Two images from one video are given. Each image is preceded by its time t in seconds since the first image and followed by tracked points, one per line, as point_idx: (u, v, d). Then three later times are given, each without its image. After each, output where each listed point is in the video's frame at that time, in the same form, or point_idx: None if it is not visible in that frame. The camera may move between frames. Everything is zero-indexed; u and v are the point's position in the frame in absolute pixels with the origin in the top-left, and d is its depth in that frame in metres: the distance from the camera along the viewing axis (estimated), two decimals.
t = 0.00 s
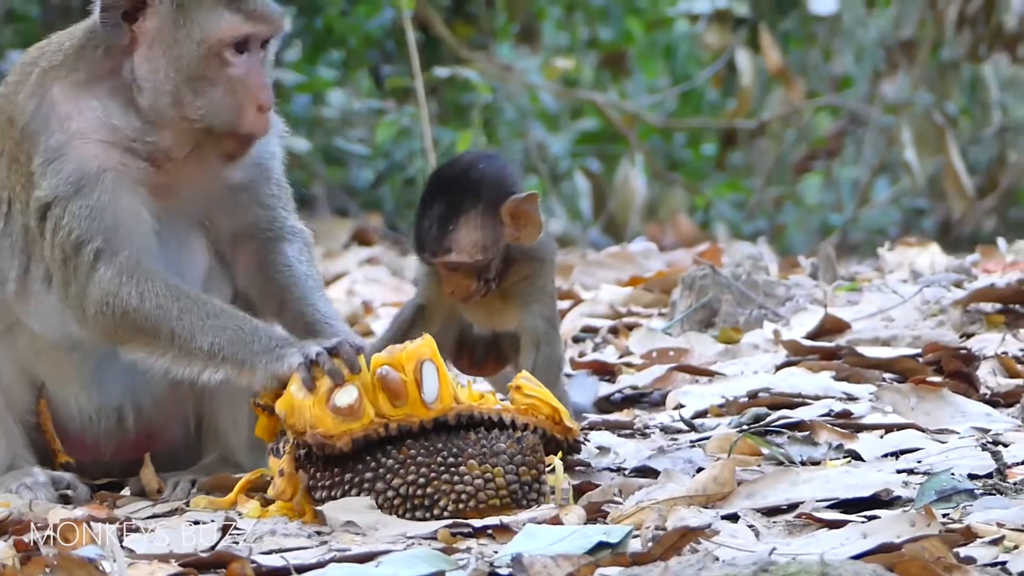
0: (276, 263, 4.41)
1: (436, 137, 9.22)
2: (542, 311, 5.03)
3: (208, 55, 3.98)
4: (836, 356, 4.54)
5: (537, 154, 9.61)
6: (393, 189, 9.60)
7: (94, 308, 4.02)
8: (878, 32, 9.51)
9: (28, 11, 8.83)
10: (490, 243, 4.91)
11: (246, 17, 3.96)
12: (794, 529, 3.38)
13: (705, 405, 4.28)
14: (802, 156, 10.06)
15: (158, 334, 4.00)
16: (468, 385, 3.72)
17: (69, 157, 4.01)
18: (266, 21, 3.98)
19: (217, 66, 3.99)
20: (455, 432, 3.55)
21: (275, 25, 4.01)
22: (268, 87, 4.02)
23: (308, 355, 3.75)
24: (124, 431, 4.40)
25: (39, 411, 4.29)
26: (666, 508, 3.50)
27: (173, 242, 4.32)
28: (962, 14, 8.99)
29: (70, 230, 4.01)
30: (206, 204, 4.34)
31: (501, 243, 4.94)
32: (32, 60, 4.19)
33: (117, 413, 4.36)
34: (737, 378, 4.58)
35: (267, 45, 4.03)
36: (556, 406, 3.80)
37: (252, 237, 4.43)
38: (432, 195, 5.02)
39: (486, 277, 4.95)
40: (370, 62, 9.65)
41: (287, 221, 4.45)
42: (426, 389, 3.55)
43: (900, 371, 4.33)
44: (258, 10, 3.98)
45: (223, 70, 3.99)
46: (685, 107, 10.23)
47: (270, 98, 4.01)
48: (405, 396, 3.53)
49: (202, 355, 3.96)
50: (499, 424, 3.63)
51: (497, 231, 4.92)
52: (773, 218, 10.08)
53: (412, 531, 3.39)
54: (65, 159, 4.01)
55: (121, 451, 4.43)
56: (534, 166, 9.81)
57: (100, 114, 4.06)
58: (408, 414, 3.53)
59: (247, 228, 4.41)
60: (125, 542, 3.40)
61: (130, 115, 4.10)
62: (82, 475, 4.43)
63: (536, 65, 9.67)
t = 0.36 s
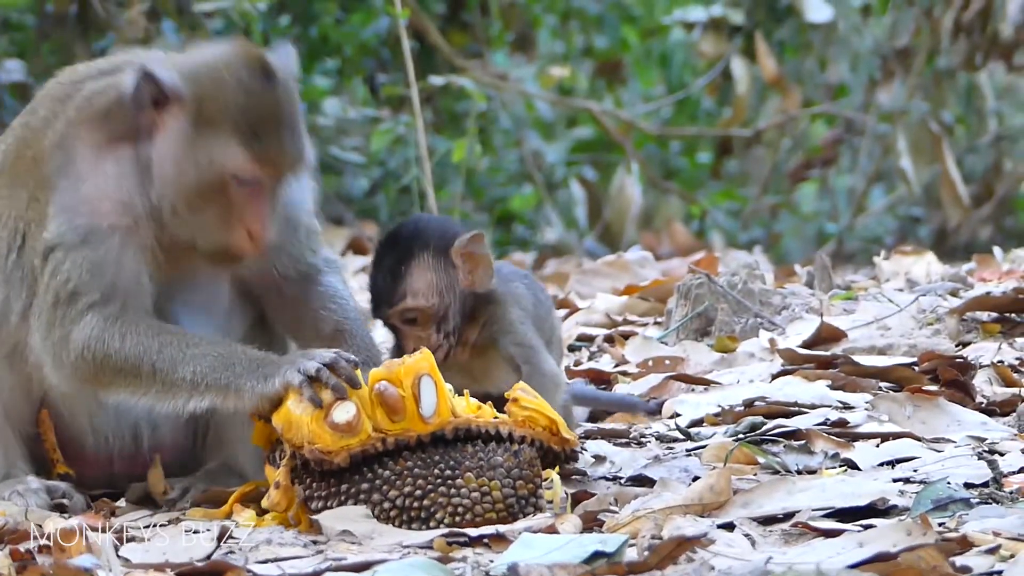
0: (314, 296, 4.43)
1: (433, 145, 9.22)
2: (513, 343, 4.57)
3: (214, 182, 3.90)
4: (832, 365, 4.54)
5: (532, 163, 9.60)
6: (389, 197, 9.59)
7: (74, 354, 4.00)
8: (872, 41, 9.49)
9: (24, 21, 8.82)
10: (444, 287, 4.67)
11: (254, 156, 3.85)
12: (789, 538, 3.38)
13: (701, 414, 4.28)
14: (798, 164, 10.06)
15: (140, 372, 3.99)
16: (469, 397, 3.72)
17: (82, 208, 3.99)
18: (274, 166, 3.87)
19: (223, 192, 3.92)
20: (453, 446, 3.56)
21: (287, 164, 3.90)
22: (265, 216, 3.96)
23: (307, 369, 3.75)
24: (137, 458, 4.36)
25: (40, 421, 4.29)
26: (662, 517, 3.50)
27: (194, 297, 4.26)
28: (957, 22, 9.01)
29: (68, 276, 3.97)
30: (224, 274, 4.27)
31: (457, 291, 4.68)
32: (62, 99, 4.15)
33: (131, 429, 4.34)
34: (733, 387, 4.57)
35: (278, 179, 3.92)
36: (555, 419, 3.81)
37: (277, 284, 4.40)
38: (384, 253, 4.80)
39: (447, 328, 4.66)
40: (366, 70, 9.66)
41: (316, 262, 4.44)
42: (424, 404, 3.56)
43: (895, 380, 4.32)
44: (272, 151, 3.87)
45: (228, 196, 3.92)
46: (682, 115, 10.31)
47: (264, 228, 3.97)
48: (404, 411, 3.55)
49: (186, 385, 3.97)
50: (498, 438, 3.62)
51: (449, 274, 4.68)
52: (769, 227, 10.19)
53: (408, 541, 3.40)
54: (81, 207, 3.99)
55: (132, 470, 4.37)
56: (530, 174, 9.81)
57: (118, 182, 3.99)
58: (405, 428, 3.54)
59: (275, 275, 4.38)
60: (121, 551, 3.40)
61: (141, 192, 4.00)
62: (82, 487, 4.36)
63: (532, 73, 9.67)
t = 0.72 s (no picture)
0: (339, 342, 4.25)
1: (432, 148, 9.22)
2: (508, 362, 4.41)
3: (302, 338, 3.81)
4: (833, 370, 4.53)
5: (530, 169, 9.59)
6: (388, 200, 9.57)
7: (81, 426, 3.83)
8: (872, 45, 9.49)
9: (25, 25, 8.85)
10: (465, 309, 4.37)
11: (343, 306, 3.75)
12: (792, 543, 3.37)
13: (702, 419, 4.27)
14: (798, 169, 10.05)
15: (147, 427, 3.83)
16: (470, 405, 3.73)
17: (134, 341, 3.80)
18: (362, 305, 3.78)
19: (308, 344, 3.84)
20: (455, 455, 3.57)
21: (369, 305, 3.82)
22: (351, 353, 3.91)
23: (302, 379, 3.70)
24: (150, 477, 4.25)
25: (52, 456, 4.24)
26: (664, 522, 3.50)
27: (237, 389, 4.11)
28: (958, 26, 9.10)
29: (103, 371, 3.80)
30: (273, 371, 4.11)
31: (476, 312, 4.42)
32: (102, 201, 3.93)
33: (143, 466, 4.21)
34: (734, 391, 4.57)
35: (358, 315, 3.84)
36: (553, 425, 3.82)
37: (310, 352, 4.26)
38: (402, 267, 4.48)
39: (461, 350, 4.39)
40: (365, 74, 9.67)
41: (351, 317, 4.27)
42: (427, 413, 3.57)
43: (897, 385, 4.31)
44: (357, 295, 3.77)
45: (313, 345, 3.85)
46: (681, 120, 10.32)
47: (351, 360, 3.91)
48: (407, 419, 3.55)
49: (191, 423, 3.80)
50: (500, 445, 3.65)
51: (470, 296, 4.39)
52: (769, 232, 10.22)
53: (408, 546, 3.40)
54: (128, 335, 3.80)
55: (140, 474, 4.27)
56: (530, 178, 9.80)
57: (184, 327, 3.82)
58: (408, 437, 3.54)
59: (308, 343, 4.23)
60: (123, 556, 3.39)
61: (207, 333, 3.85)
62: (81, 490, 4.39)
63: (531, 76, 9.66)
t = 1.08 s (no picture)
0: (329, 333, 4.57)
1: (438, 149, 9.23)
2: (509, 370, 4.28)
3: (242, 255, 3.90)
4: (841, 368, 4.53)
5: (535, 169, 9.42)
6: (395, 202, 9.59)
7: (83, 362, 3.88)
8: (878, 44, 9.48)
9: (31, 27, 8.91)
10: (460, 314, 4.32)
11: (280, 235, 3.86)
12: (801, 542, 3.37)
13: (711, 418, 4.27)
14: (804, 168, 10.06)
15: (149, 378, 3.88)
16: (478, 407, 3.72)
17: (118, 242, 3.88)
18: (300, 243, 3.89)
19: (247, 263, 3.93)
20: (465, 459, 3.56)
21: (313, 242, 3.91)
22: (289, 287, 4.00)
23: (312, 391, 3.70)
24: (151, 469, 4.32)
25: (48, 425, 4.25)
26: (672, 522, 3.50)
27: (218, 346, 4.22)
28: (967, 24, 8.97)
29: (100, 294, 3.87)
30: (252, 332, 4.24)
31: (474, 319, 4.32)
32: (83, 129, 4.09)
33: (145, 449, 4.29)
34: (742, 390, 4.56)
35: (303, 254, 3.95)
36: (559, 428, 3.82)
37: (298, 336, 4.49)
38: (401, 266, 4.47)
39: (454, 354, 4.32)
40: (372, 75, 9.70)
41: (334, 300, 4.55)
42: (438, 420, 3.55)
43: (905, 383, 4.31)
44: (299, 231, 3.87)
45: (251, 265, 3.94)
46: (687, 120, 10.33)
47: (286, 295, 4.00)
48: (418, 427, 3.54)
49: (193, 393, 3.86)
50: (506, 449, 3.64)
51: (467, 302, 4.33)
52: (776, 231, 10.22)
53: (418, 546, 3.41)
54: (117, 246, 3.88)
55: (146, 482, 4.33)
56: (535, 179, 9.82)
57: (153, 231, 3.90)
58: (419, 444, 3.53)
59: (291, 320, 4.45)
60: (133, 558, 3.39)
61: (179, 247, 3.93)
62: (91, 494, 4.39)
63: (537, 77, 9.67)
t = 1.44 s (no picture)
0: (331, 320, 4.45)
1: (449, 143, 9.24)
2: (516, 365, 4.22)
3: (247, 237, 3.97)
4: (853, 362, 4.51)
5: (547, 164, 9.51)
6: (405, 195, 9.60)
7: (100, 367, 3.94)
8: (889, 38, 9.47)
9: (41, 22, 8.92)
10: (459, 313, 4.34)
11: (285, 214, 3.92)
12: (812, 534, 3.37)
13: (722, 410, 4.26)
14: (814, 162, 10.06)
15: (163, 380, 3.92)
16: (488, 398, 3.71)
17: (108, 229, 3.93)
18: (302, 223, 3.94)
19: (253, 245, 4.00)
20: (475, 449, 3.56)
21: (315, 221, 3.97)
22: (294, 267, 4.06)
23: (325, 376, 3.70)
24: (152, 457, 4.33)
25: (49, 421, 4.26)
26: (683, 514, 3.50)
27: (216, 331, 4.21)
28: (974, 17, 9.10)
29: (98, 293, 3.92)
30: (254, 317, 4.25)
31: (473, 317, 4.30)
32: (68, 115, 4.11)
33: (144, 440, 4.31)
34: (753, 383, 4.55)
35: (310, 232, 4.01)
36: (570, 420, 3.81)
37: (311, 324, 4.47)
38: (401, 267, 4.54)
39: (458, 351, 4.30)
40: (382, 68, 9.73)
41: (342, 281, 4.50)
42: (447, 408, 3.55)
43: (917, 376, 4.30)
44: (302, 210, 3.93)
45: (257, 247, 4.00)
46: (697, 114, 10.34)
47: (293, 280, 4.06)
48: (428, 414, 3.53)
49: (207, 391, 3.90)
50: (517, 440, 3.64)
51: (464, 299, 4.34)
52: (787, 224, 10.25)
53: (429, 538, 3.41)
54: (112, 240, 3.92)
55: (150, 473, 4.35)
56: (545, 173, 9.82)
57: (149, 221, 3.94)
58: (428, 432, 3.53)
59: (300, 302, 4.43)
60: (143, 550, 3.40)
61: (178, 236, 3.97)
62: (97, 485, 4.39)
63: (547, 70, 9.67)
